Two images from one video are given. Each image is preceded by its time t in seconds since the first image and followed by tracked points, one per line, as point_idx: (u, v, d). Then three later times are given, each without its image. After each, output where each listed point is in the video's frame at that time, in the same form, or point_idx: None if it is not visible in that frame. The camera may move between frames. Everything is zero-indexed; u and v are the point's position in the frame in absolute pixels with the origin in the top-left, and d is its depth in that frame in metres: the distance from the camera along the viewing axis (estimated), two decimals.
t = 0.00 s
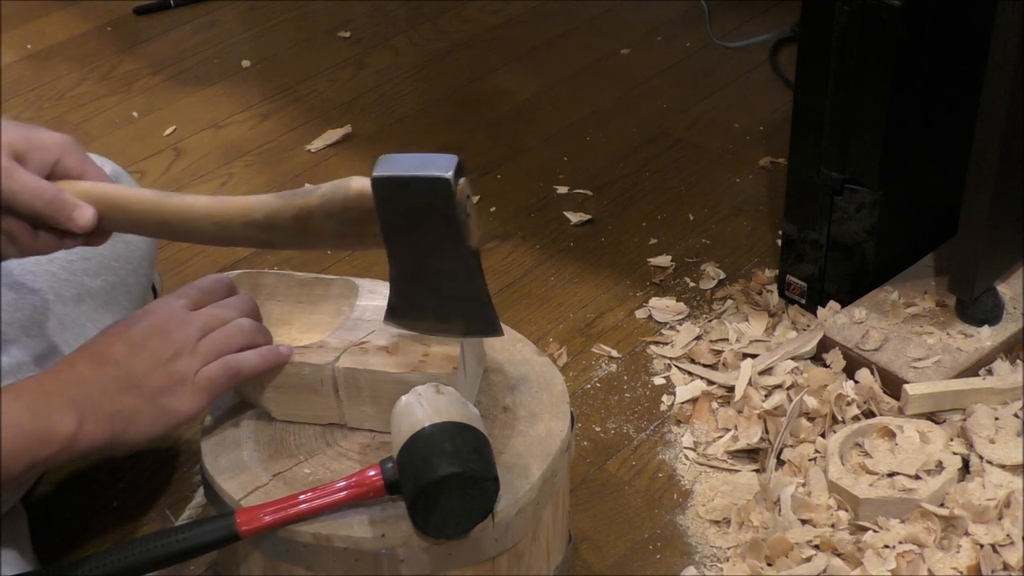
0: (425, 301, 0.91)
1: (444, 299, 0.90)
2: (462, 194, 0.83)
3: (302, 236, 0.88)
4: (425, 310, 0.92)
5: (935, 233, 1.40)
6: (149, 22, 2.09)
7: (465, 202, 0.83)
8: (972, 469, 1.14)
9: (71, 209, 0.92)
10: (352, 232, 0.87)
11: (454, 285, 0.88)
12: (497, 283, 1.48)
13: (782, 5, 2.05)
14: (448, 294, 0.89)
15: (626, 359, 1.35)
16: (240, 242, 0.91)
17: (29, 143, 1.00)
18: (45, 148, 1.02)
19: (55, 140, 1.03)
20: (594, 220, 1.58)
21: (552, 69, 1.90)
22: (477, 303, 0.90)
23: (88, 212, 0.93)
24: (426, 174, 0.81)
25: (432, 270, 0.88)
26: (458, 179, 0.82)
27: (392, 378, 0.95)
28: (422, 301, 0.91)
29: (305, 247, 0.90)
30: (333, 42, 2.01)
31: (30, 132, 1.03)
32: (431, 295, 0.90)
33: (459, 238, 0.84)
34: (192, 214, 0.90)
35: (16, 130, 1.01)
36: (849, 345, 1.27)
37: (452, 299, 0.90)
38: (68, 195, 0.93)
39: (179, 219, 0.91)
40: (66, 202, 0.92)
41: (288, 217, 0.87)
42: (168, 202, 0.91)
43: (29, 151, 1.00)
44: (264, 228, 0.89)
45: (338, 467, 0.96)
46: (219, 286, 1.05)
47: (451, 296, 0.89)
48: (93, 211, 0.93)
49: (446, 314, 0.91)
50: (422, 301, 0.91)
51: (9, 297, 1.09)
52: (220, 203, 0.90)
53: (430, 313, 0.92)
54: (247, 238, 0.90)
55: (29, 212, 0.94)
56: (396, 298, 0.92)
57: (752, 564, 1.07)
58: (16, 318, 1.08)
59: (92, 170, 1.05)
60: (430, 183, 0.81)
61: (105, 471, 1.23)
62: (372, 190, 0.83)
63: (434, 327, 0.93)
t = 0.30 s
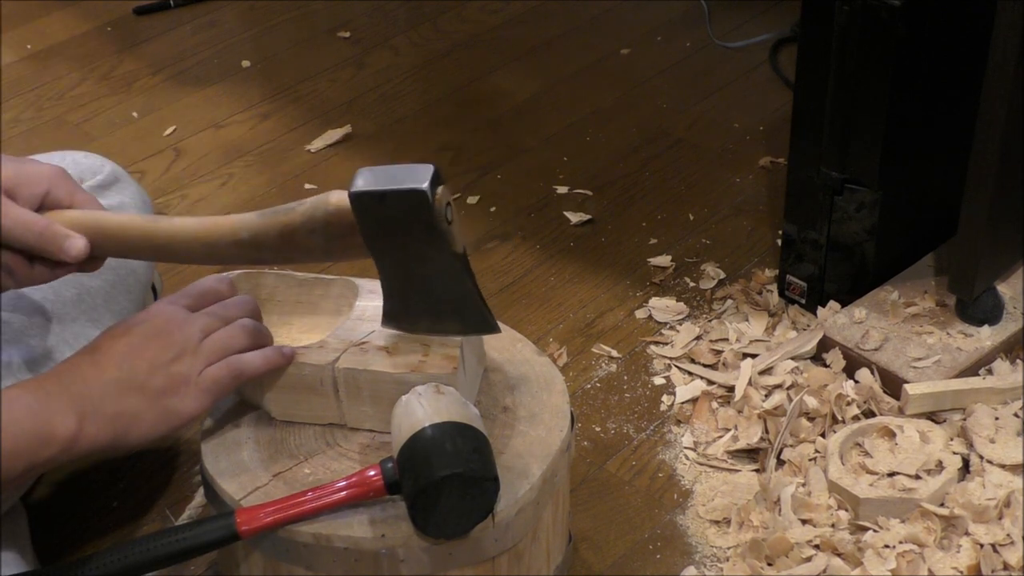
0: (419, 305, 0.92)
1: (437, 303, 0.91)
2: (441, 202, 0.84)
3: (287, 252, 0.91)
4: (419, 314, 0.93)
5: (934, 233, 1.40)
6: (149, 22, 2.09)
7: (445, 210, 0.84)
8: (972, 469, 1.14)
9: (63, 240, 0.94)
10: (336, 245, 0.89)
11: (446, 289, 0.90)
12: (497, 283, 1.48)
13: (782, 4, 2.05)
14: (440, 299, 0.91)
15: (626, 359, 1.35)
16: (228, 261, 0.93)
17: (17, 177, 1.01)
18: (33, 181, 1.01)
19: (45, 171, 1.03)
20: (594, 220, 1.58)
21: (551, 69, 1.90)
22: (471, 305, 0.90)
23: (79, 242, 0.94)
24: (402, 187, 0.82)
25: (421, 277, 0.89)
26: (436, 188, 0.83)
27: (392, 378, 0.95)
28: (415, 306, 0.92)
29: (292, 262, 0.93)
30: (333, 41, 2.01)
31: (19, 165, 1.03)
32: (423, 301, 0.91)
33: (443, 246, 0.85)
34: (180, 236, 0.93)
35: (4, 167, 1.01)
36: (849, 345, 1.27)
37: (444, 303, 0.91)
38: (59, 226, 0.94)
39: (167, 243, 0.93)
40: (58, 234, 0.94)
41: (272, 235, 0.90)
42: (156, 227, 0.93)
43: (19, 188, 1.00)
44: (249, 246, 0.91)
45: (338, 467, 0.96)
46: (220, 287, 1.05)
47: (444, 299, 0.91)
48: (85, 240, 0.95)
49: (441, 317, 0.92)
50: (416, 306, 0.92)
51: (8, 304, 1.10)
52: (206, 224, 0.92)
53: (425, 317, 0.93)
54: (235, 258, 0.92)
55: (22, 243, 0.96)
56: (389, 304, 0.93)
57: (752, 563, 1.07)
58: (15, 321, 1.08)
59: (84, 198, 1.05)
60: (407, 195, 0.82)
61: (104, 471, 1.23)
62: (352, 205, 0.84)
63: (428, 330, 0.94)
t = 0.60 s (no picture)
0: (415, 306, 0.92)
1: (432, 303, 0.91)
2: (429, 204, 0.84)
3: (280, 260, 0.91)
4: (416, 314, 0.93)
5: (934, 233, 1.40)
6: (148, 22, 2.09)
7: (433, 212, 0.85)
8: (972, 469, 1.14)
9: (57, 258, 0.94)
10: (329, 251, 0.89)
11: (440, 290, 0.90)
12: (497, 283, 1.48)
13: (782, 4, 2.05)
14: (435, 299, 0.91)
15: (626, 359, 1.35)
16: (221, 270, 0.94)
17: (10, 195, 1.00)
18: (25, 197, 1.01)
19: (37, 188, 1.02)
20: (593, 220, 1.58)
21: (552, 69, 1.90)
22: (467, 303, 0.91)
23: (73, 259, 0.95)
24: (389, 191, 0.82)
25: (415, 279, 0.89)
26: (423, 190, 0.83)
27: (392, 378, 0.95)
28: (411, 308, 0.93)
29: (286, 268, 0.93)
30: (333, 41, 2.01)
31: (12, 181, 1.02)
32: (418, 302, 0.92)
33: (434, 248, 0.86)
34: (172, 247, 0.93)
35: None
36: (849, 345, 1.27)
37: (440, 302, 0.91)
38: (53, 244, 0.95)
39: (161, 254, 0.94)
40: (52, 251, 0.94)
41: (263, 245, 0.90)
42: (147, 239, 0.94)
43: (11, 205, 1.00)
44: (242, 255, 0.91)
45: (338, 468, 0.96)
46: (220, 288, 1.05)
47: (439, 299, 0.91)
48: (79, 255, 0.95)
49: (437, 316, 0.93)
50: (412, 307, 0.92)
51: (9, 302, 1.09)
52: (196, 234, 0.92)
53: (422, 317, 0.93)
54: (228, 267, 0.93)
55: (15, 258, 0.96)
56: (385, 307, 0.94)
57: (752, 564, 1.07)
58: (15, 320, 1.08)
59: (76, 213, 1.04)
60: (394, 200, 0.82)
61: (104, 471, 1.23)
62: (341, 212, 0.84)
63: (425, 330, 0.95)
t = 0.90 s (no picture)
0: (414, 306, 0.92)
1: (431, 301, 0.91)
2: (425, 198, 0.84)
3: (280, 259, 0.91)
4: (415, 314, 0.93)
5: (934, 233, 1.40)
6: (148, 22, 2.09)
7: (429, 206, 0.85)
8: (972, 469, 1.14)
9: (59, 264, 0.95)
10: (328, 250, 0.89)
11: (438, 286, 0.90)
12: (497, 283, 1.48)
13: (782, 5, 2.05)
14: (434, 297, 0.91)
15: (626, 359, 1.35)
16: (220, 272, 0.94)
17: (11, 204, 1.00)
18: (26, 206, 1.01)
19: (37, 197, 1.02)
20: (594, 220, 1.58)
21: (551, 68, 1.90)
22: (466, 299, 0.91)
23: (74, 265, 0.95)
24: (385, 185, 0.82)
25: (413, 277, 0.89)
26: (420, 184, 0.84)
27: (392, 378, 0.95)
28: (410, 307, 0.92)
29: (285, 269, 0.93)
30: (333, 42, 2.01)
31: (12, 190, 1.02)
32: (417, 300, 0.91)
33: (430, 242, 0.86)
34: (170, 249, 0.93)
35: None
36: (849, 345, 1.27)
37: (438, 300, 0.91)
38: (55, 250, 0.95)
39: (160, 256, 0.94)
40: (54, 258, 0.94)
41: (262, 245, 0.91)
42: (145, 242, 0.94)
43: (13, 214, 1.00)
44: (241, 255, 0.92)
45: (338, 468, 0.96)
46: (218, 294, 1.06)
47: (438, 297, 0.91)
48: (81, 261, 0.96)
49: (437, 315, 0.93)
50: (411, 306, 0.92)
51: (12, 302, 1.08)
52: (195, 237, 0.93)
53: (421, 317, 0.93)
54: (227, 269, 0.93)
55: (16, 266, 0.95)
56: (384, 307, 0.93)
57: (752, 564, 1.07)
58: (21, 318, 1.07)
59: (77, 220, 1.04)
60: (389, 193, 0.82)
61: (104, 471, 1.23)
62: (337, 208, 0.85)
63: (425, 330, 0.94)
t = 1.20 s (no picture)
0: (415, 307, 0.92)
1: (432, 302, 0.91)
2: (425, 200, 0.84)
3: (280, 258, 0.91)
4: (416, 315, 0.93)
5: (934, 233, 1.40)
6: (148, 22, 2.09)
7: (429, 207, 0.85)
8: (972, 469, 1.14)
9: (60, 262, 0.95)
10: (328, 250, 0.89)
11: (439, 287, 0.90)
12: (496, 283, 1.48)
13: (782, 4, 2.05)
14: (434, 298, 0.91)
15: (626, 359, 1.35)
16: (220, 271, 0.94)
17: (14, 201, 1.00)
18: (28, 203, 1.01)
19: (40, 195, 1.02)
20: (593, 220, 1.58)
21: (551, 69, 1.90)
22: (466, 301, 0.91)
23: (75, 264, 0.95)
24: (384, 186, 0.82)
25: (414, 278, 0.89)
26: (421, 186, 0.84)
27: (392, 378, 0.95)
28: (411, 308, 0.92)
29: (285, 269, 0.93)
30: (332, 42, 2.01)
31: (14, 187, 1.02)
32: (419, 301, 0.91)
33: (431, 243, 0.86)
34: (171, 247, 0.94)
35: None
36: (849, 345, 1.27)
37: (439, 300, 0.91)
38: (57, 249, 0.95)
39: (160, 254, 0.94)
40: (56, 256, 0.94)
41: (262, 244, 0.91)
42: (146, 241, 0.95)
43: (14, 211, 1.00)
44: (240, 254, 0.92)
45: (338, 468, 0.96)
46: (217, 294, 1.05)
47: (438, 298, 0.91)
48: (81, 259, 0.96)
49: (437, 316, 0.92)
50: (412, 306, 0.92)
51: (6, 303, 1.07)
52: (196, 235, 0.93)
53: (422, 317, 0.93)
54: (226, 268, 0.93)
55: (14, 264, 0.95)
56: (384, 308, 0.93)
57: (752, 563, 1.07)
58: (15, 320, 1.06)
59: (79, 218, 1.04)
60: (389, 194, 0.82)
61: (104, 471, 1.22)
62: (338, 209, 0.85)
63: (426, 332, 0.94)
